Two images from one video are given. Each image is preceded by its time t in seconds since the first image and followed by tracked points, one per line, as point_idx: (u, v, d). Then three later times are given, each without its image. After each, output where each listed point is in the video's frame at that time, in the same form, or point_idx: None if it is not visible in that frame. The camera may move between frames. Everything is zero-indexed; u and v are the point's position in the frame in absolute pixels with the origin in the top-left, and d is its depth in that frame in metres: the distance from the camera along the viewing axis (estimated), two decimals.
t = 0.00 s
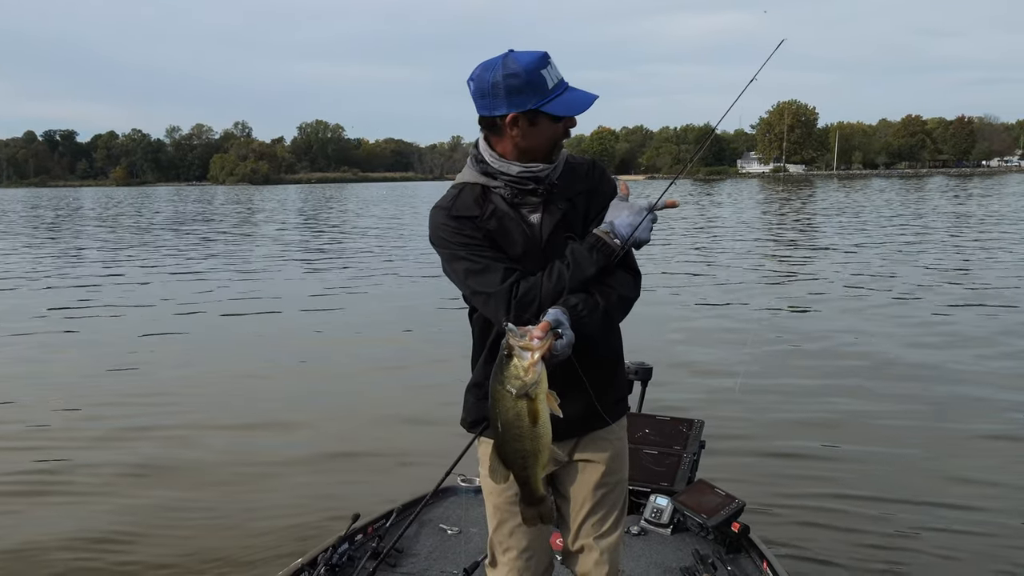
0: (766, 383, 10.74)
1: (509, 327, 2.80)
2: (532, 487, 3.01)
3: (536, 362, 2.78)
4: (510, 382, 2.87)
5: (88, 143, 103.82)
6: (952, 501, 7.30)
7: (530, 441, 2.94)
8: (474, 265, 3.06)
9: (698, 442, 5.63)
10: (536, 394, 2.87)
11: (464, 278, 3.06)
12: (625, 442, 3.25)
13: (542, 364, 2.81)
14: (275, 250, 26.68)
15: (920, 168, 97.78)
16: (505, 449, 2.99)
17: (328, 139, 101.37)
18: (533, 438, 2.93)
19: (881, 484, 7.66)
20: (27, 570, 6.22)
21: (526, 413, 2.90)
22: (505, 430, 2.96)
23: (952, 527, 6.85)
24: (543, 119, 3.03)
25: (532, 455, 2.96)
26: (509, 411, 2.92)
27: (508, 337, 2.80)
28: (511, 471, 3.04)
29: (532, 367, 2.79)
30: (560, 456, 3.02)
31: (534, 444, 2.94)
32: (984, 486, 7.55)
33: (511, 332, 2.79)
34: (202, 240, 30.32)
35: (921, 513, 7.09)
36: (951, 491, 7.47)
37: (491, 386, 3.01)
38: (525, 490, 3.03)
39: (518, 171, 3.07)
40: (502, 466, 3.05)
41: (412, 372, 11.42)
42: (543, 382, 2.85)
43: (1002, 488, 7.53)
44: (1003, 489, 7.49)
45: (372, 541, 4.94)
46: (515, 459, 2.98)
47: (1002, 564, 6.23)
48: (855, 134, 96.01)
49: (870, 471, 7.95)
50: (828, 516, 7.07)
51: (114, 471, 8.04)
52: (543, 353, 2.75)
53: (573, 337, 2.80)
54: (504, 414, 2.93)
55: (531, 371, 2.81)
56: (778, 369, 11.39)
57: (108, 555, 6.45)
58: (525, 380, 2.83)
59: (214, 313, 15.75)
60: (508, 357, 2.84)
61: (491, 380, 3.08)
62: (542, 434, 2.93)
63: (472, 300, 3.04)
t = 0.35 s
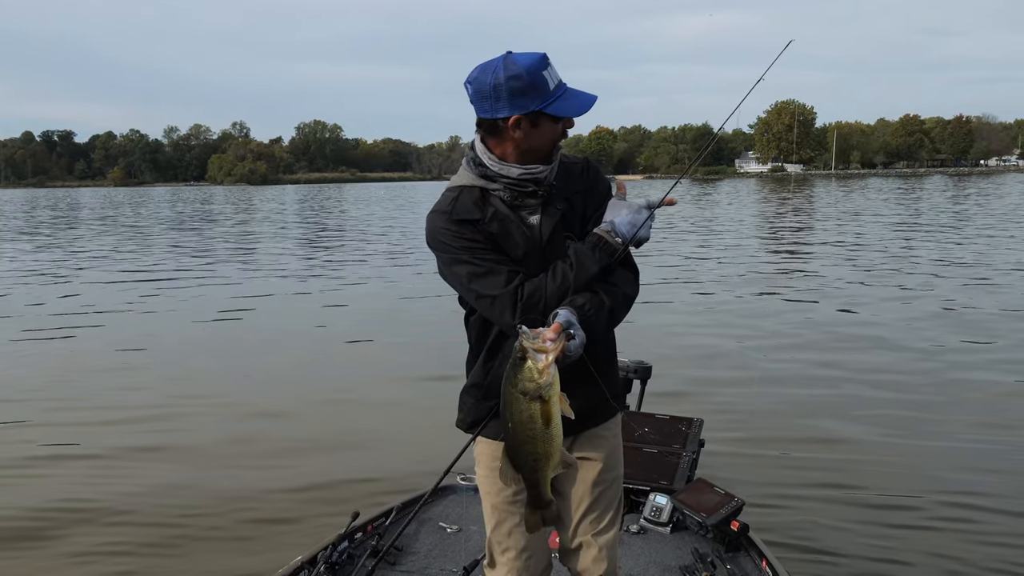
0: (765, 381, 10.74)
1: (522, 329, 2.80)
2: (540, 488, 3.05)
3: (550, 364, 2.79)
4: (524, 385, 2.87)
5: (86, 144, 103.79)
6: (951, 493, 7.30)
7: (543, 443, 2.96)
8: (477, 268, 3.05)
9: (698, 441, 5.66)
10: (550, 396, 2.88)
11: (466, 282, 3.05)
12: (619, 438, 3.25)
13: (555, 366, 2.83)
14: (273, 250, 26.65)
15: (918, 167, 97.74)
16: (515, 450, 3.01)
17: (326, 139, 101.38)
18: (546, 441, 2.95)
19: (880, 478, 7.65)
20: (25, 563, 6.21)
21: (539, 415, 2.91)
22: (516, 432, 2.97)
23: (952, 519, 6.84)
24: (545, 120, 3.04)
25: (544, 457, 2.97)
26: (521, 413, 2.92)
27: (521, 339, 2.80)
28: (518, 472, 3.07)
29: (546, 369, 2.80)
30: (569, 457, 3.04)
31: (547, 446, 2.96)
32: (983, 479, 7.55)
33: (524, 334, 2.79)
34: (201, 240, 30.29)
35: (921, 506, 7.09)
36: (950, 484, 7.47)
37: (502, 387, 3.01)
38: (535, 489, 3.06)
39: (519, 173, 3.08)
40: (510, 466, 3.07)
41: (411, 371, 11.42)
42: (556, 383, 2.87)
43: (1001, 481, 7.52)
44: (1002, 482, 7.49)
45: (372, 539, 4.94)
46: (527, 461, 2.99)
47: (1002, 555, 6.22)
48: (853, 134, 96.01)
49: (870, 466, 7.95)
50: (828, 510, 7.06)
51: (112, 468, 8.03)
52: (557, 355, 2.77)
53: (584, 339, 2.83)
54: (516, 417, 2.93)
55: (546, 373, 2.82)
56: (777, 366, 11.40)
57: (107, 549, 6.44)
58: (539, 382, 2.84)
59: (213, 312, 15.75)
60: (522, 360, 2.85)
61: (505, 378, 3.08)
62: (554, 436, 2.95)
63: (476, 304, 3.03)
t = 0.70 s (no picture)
0: (765, 380, 10.74)
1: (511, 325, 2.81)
2: (537, 487, 3.06)
3: (540, 360, 2.79)
4: (514, 381, 2.88)
5: (86, 142, 103.73)
6: (950, 491, 7.31)
7: (537, 440, 2.97)
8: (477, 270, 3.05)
9: (696, 442, 5.65)
10: (540, 392, 2.89)
11: (467, 284, 3.04)
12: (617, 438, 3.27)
13: (545, 362, 2.84)
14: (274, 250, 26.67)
15: (919, 168, 97.61)
16: (509, 449, 3.02)
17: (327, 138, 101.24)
18: (537, 438, 2.96)
19: (879, 476, 7.65)
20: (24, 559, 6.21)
21: (529, 412, 2.92)
22: (508, 430, 2.98)
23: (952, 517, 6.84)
24: (541, 120, 3.06)
25: (537, 454, 2.99)
26: (513, 410, 2.93)
27: (510, 335, 2.80)
28: (514, 472, 3.08)
29: (536, 366, 2.81)
30: (564, 456, 3.05)
31: (540, 443, 2.97)
32: (983, 479, 7.55)
33: (513, 331, 2.79)
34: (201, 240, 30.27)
35: (920, 504, 7.09)
36: (950, 483, 7.47)
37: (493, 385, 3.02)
38: (531, 489, 3.08)
39: (519, 173, 3.08)
40: (506, 466, 3.08)
41: (411, 370, 11.43)
42: (547, 380, 2.88)
43: (1000, 479, 7.53)
44: (1001, 480, 7.49)
45: (371, 538, 4.95)
46: (522, 459, 3.01)
47: (1002, 553, 6.22)
48: (854, 135, 95.92)
49: (869, 463, 7.96)
50: (827, 508, 7.06)
51: (114, 463, 8.05)
52: (546, 350, 2.77)
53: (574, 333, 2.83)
54: (509, 415, 2.94)
55: (536, 369, 2.82)
56: (776, 366, 11.40)
57: (108, 544, 6.45)
58: (529, 378, 2.84)
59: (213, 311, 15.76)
60: (511, 356, 2.85)
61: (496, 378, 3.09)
62: (546, 434, 2.96)
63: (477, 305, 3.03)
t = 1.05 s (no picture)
0: (764, 379, 10.74)
1: (506, 330, 2.83)
2: (528, 488, 3.04)
3: (534, 365, 2.81)
4: (508, 386, 2.91)
5: (84, 142, 103.66)
6: (949, 490, 7.31)
7: (528, 443, 2.97)
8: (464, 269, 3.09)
9: (695, 443, 5.65)
10: (534, 397, 2.91)
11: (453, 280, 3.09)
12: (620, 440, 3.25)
13: (540, 367, 2.85)
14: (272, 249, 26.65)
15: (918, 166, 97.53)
16: (502, 449, 3.02)
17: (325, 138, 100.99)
18: (530, 441, 2.97)
19: (877, 475, 7.64)
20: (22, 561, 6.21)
21: (525, 416, 2.94)
22: (501, 432, 2.99)
23: (948, 516, 6.85)
24: (481, 115, 3.05)
25: (529, 457, 2.99)
26: (507, 413, 2.96)
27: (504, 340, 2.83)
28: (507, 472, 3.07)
29: (530, 371, 2.83)
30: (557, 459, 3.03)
31: (531, 446, 2.97)
32: (981, 477, 7.55)
33: (508, 335, 2.81)
34: (200, 239, 30.23)
35: (918, 503, 7.09)
36: (949, 482, 7.46)
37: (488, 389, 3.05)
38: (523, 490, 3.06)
39: (503, 176, 3.07)
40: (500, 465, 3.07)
41: (410, 369, 11.44)
42: (541, 384, 2.89)
43: (1000, 477, 7.52)
44: (1001, 479, 7.49)
45: (369, 539, 4.95)
46: (514, 460, 3.01)
47: (1000, 552, 6.22)
48: (853, 134, 95.87)
49: (869, 461, 7.96)
50: (825, 506, 7.06)
51: (113, 465, 8.05)
52: (542, 356, 2.78)
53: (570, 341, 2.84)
54: (501, 418, 2.97)
55: (530, 374, 2.84)
56: (774, 364, 11.39)
57: (108, 546, 6.46)
58: (523, 383, 2.87)
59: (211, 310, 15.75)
60: (505, 360, 2.88)
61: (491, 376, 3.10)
62: (540, 437, 2.97)
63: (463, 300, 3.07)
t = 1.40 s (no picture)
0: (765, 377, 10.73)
1: (498, 322, 2.79)
2: (515, 479, 2.99)
3: (525, 358, 2.78)
4: (499, 378, 2.88)
5: (84, 140, 103.63)
6: (951, 486, 7.29)
7: (518, 436, 2.93)
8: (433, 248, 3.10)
9: (696, 442, 5.64)
10: (525, 389, 2.86)
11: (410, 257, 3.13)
12: (622, 443, 3.11)
13: (531, 360, 2.81)
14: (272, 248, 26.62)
15: (918, 165, 97.44)
16: (489, 438, 2.99)
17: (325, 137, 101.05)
18: (519, 432, 2.92)
19: (878, 471, 7.63)
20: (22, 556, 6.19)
21: (516, 408, 2.91)
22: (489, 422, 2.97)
23: (950, 511, 6.83)
24: (479, 108, 2.99)
25: (518, 450, 2.96)
26: (498, 406, 2.93)
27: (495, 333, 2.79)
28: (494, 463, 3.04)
29: (521, 364, 2.79)
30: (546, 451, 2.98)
31: (520, 438, 2.93)
32: (982, 473, 7.53)
33: (501, 327, 2.77)
34: (199, 237, 30.19)
35: (919, 499, 7.07)
36: (950, 478, 7.44)
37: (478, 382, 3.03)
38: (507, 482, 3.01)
39: (494, 161, 2.97)
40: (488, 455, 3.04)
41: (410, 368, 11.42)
42: (532, 377, 2.84)
43: (1002, 474, 7.49)
44: (1003, 475, 7.46)
45: (370, 539, 4.94)
46: (501, 452, 2.98)
47: (1001, 547, 6.20)
48: (853, 132, 95.90)
49: (870, 457, 7.94)
50: (826, 502, 7.04)
51: (113, 461, 8.03)
52: (533, 348, 2.75)
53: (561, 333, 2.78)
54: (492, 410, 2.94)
55: (521, 367, 2.80)
56: (775, 363, 11.39)
57: (109, 541, 6.44)
58: (514, 375, 2.83)
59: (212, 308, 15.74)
60: (497, 353, 2.85)
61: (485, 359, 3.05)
62: (529, 429, 2.92)
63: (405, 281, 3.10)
